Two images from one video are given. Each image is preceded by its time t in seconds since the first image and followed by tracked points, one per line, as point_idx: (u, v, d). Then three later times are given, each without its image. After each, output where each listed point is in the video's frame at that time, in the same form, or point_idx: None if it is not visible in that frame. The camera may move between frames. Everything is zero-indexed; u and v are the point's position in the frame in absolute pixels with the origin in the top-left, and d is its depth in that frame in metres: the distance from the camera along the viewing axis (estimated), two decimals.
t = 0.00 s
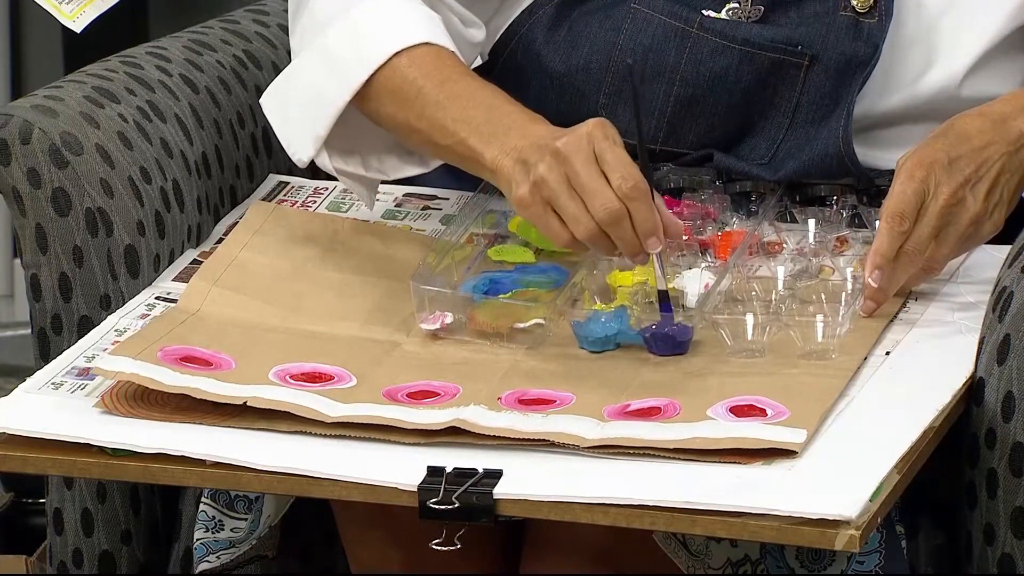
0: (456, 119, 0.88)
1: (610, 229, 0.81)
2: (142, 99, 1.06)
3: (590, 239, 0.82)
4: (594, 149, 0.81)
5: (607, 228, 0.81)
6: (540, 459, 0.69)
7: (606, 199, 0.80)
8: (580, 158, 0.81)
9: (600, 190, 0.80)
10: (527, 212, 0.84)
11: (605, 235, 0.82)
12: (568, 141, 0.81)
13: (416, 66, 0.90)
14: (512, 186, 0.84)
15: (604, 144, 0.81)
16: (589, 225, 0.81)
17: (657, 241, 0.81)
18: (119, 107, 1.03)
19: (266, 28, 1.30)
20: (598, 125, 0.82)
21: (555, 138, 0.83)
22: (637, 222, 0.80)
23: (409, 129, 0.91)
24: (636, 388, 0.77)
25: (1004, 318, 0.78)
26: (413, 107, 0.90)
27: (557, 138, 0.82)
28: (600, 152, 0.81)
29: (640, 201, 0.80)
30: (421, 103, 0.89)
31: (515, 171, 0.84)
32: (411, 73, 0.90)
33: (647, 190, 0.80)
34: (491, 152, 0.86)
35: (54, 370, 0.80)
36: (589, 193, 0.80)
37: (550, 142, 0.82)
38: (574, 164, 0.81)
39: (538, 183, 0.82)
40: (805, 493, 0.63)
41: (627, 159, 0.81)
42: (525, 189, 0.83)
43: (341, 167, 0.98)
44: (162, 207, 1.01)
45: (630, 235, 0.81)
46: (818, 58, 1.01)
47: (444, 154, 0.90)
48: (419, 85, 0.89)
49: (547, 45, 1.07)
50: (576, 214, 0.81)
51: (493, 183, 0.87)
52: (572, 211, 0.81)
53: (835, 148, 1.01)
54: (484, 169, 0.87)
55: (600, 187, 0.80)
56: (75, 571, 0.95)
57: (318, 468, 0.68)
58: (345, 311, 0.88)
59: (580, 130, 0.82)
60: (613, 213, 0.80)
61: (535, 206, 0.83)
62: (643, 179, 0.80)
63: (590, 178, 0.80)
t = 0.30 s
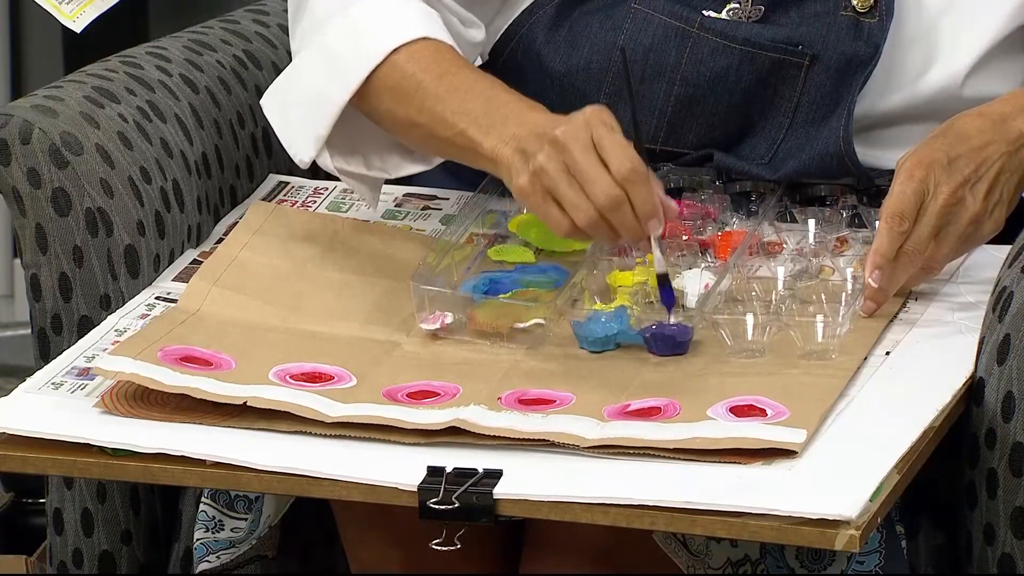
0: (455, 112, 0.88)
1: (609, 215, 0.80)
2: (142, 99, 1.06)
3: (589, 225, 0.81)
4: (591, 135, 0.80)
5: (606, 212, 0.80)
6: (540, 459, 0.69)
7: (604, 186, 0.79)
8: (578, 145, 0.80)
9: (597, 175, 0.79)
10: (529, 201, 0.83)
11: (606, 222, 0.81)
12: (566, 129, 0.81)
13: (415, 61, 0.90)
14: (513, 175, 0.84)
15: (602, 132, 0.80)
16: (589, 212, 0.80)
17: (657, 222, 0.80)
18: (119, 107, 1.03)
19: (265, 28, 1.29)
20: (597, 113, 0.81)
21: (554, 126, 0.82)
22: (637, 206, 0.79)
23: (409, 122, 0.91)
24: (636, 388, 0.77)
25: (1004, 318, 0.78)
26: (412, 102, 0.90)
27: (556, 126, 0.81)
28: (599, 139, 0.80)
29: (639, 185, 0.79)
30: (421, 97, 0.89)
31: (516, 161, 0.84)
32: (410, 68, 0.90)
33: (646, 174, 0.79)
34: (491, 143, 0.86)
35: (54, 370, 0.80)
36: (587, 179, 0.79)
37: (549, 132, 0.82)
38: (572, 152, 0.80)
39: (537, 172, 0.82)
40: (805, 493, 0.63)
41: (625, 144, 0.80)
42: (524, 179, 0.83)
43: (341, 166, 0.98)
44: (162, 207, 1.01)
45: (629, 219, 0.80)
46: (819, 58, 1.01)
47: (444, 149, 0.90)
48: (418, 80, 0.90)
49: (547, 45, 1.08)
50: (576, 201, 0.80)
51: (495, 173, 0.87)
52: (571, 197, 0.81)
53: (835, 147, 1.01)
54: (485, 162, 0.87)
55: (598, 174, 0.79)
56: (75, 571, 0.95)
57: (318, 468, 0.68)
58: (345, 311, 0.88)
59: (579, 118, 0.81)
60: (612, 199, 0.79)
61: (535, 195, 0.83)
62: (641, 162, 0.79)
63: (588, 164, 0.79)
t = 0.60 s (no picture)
0: (494, 98, 0.85)
1: (657, 172, 0.79)
2: (142, 99, 1.06)
3: (641, 186, 0.80)
4: (624, 97, 0.78)
5: (652, 171, 0.78)
6: (540, 459, 0.69)
7: (645, 143, 0.78)
8: (614, 107, 0.78)
9: (636, 135, 0.78)
10: (578, 174, 0.82)
11: (655, 180, 0.79)
12: (599, 95, 0.79)
13: (448, 48, 0.87)
14: (558, 153, 0.82)
15: (635, 88, 0.78)
16: (635, 174, 0.79)
17: (706, 170, 0.79)
18: (119, 107, 1.03)
19: (265, 28, 1.28)
20: (627, 72, 0.79)
21: (588, 93, 0.80)
22: (682, 157, 0.78)
23: (443, 109, 0.88)
24: (636, 388, 0.77)
25: (1004, 318, 0.78)
26: (450, 90, 0.87)
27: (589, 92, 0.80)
28: (633, 98, 0.78)
29: (680, 135, 0.77)
30: (459, 84, 0.86)
31: (558, 136, 0.82)
32: (443, 54, 0.87)
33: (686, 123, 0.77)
34: (534, 124, 0.83)
35: (54, 370, 0.80)
36: (629, 142, 0.78)
37: (584, 99, 0.80)
38: (609, 117, 0.78)
39: (579, 144, 0.81)
40: (806, 493, 0.63)
41: (660, 97, 0.78)
42: (571, 153, 0.81)
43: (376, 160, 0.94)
44: (162, 207, 1.01)
45: (677, 173, 0.79)
46: (822, 59, 1.01)
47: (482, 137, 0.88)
48: (454, 66, 0.86)
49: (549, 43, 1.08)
50: (622, 164, 0.79)
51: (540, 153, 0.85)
52: (617, 163, 0.79)
53: (837, 145, 1.02)
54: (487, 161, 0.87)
55: (638, 135, 0.78)
56: (75, 571, 0.96)
57: (318, 468, 0.68)
58: (345, 311, 0.88)
59: (609, 81, 0.79)
60: (656, 155, 0.78)
61: (583, 166, 0.81)
62: (678, 113, 0.77)
63: (628, 126, 0.78)
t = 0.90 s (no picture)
0: (569, 131, 0.82)
1: (735, 242, 0.78)
2: (143, 99, 1.07)
3: (714, 252, 0.78)
4: (717, 161, 0.78)
5: (732, 239, 0.77)
6: (541, 459, 0.69)
7: (730, 210, 0.76)
8: (701, 170, 0.77)
9: (724, 202, 0.77)
10: (651, 229, 0.80)
11: (730, 248, 0.78)
12: (688, 153, 0.78)
13: (520, 74, 0.84)
14: (633, 205, 0.80)
15: (728, 158, 0.77)
16: (713, 239, 0.78)
17: (785, 249, 0.78)
18: (119, 107, 1.03)
19: (265, 28, 1.28)
20: (721, 136, 0.78)
21: (677, 150, 0.79)
22: (763, 232, 0.77)
23: (511, 137, 0.84)
24: (637, 388, 0.77)
25: (1005, 318, 0.78)
26: (520, 117, 0.84)
27: (676, 150, 0.79)
28: (723, 164, 0.77)
29: (767, 209, 0.76)
30: (529, 112, 0.83)
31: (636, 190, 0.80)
32: (517, 82, 0.84)
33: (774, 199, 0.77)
34: (609, 169, 0.81)
35: (55, 370, 0.80)
36: (713, 206, 0.77)
37: (670, 155, 0.79)
38: (695, 178, 0.77)
39: (659, 199, 0.79)
40: (807, 493, 0.63)
41: (750, 168, 0.77)
42: (647, 207, 0.79)
43: (441, 169, 0.91)
44: (163, 207, 1.01)
45: (755, 245, 0.78)
46: (838, 60, 1.01)
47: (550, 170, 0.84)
48: (527, 95, 0.83)
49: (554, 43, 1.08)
50: (700, 227, 0.78)
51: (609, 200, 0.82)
52: (695, 224, 0.78)
53: (846, 138, 1.02)
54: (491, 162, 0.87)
55: (730, 202, 0.77)
56: (76, 571, 0.96)
57: (319, 468, 0.68)
58: (346, 311, 0.88)
59: (701, 142, 0.78)
60: (739, 225, 0.77)
61: (658, 223, 0.80)
62: (768, 187, 0.77)
63: (713, 191, 0.77)
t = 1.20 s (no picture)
0: (592, 152, 0.81)
1: (745, 275, 0.75)
2: (143, 99, 1.07)
3: (726, 285, 0.76)
4: (729, 193, 0.75)
5: (741, 273, 0.75)
6: (541, 459, 0.69)
7: (739, 243, 0.74)
8: (713, 202, 0.75)
9: (733, 235, 0.74)
10: (666, 258, 0.78)
11: (742, 282, 0.76)
12: (702, 184, 0.76)
13: (546, 89, 0.84)
14: (649, 233, 0.79)
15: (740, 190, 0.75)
16: (724, 272, 0.75)
17: (796, 284, 0.75)
18: (119, 107, 1.03)
19: (265, 28, 1.28)
20: (735, 167, 0.76)
21: (692, 180, 0.77)
22: (774, 267, 0.74)
23: (535, 152, 0.84)
24: (637, 387, 0.77)
25: (1004, 318, 0.78)
26: (543, 132, 0.83)
27: (692, 181, 0.77)
28: (736, 196, 0.75)
29: (777, 243, 0.73)
30: (550, 130, 0.83)
31: (652, 219, 0.78)
32: (541, 95, 0.83)
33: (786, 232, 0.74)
34: (627, 195, 0.80)
35: (55, 370, 0.80)
36: (723, 238, 0.74)
37: (685, 185, 0.77)
38: (706, 209, 0.75)
39: (673, 230, 0.77)
40: (807, 493, 0.63)
41: (763, 202, 0.75)
42: (662, 237, 0.78)
43: (471, 175, 0.91)
44: (162, 207, 1.01)
45: (766, 280, 0.75)
46: (847, 60, 1.01)
47: (573, 187, 0.83)
48: (550, 111, 0.83)
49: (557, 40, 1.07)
50: (711, 260, 0.76)
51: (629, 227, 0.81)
52: (707, 257, 0.76)
53: (850, 132, 1.02)
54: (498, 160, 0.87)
55: (739, 235, 0.74)
56: (76, 571, 0.96)
57: (319, 468, 0.68)
58: (346, 310, 0.88)
59: (716, 174, 0.76)
60: (748, 258, 0.74)
61: (672, 253, 0.78)
62: (779, 221, 0.74)
63: (723, 223, 0.74)
